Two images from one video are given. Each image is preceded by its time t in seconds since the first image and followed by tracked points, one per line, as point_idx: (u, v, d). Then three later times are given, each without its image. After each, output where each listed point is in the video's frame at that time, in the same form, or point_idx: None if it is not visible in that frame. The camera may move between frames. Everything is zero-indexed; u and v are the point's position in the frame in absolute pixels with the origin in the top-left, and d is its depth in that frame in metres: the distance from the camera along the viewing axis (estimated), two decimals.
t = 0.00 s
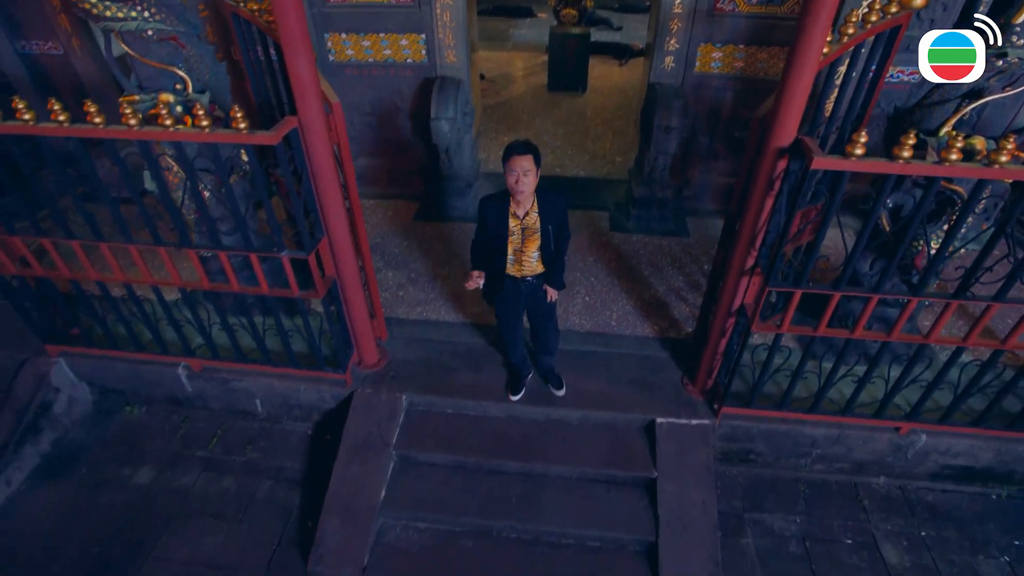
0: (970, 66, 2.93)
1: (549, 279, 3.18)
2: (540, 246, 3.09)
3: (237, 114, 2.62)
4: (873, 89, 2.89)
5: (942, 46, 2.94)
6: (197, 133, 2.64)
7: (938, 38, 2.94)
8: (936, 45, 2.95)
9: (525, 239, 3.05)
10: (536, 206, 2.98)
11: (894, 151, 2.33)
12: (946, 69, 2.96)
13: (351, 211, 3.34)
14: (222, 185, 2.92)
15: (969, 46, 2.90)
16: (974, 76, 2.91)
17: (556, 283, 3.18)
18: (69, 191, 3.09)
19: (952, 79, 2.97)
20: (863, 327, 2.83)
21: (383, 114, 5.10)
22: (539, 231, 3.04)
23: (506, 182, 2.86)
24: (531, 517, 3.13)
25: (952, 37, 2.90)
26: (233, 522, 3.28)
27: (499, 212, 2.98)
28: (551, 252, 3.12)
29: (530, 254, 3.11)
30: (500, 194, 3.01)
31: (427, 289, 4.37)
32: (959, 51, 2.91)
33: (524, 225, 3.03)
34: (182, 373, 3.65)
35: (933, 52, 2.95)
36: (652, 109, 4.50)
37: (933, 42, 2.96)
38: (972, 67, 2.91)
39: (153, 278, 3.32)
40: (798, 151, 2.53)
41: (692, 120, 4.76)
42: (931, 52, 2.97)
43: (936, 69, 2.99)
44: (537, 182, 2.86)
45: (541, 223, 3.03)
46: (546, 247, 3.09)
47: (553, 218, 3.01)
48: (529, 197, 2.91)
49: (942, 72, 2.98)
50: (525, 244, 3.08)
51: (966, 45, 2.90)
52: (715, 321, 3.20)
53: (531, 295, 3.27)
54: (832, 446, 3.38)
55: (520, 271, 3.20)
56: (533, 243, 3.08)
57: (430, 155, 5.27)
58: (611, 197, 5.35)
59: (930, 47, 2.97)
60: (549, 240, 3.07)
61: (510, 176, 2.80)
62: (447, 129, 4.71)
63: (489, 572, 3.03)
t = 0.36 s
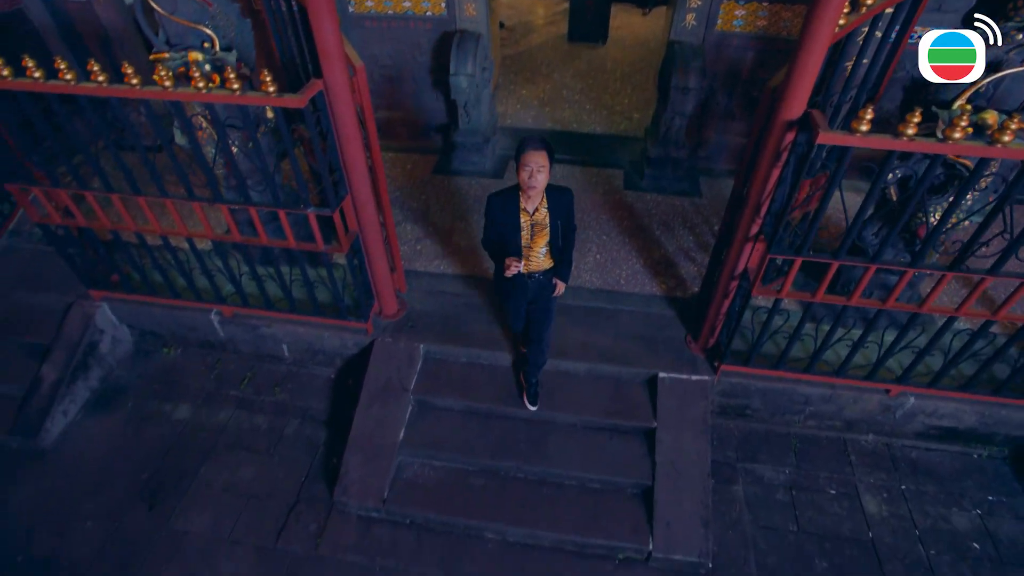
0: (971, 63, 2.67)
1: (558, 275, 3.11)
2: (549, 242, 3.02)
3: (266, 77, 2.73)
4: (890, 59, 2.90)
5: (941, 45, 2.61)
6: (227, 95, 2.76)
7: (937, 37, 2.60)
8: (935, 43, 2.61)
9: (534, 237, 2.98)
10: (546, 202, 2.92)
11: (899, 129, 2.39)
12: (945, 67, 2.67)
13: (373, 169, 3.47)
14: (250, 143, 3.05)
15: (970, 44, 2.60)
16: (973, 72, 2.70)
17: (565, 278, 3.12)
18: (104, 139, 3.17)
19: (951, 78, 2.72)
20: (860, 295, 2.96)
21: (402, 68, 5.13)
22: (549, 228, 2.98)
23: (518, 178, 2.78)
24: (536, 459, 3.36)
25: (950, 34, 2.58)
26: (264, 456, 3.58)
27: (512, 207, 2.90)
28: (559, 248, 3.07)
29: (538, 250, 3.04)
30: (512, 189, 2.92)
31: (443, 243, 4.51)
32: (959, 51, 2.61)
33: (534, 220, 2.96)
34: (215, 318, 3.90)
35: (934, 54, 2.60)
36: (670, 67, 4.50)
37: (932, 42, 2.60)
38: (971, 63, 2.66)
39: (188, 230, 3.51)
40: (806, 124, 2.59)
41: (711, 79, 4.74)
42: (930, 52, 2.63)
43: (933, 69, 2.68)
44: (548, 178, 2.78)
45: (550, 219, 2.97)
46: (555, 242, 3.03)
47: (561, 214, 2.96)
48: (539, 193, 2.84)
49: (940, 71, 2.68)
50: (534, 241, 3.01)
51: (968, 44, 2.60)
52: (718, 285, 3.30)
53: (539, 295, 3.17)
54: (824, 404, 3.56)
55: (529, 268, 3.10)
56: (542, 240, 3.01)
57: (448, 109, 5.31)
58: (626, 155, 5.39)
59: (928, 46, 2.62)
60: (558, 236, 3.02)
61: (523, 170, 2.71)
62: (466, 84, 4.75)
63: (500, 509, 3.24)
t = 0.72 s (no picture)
0: (970, 64, 2.47)
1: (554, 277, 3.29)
2: (547, 243, 3.19)
3: (289, 36, 2.81)
4: (905, 25, 2.90)
5: (943, 45, 2.41)
6: (251, 52, 2.85)
7: (938, 36, 2.40)
8: (936, 42, 2.42)
9: (532, 236, 3.15)
10: (546, 207, 3.03)
11: (901, 99, 2.46)
12: (947, 67, 2.46)
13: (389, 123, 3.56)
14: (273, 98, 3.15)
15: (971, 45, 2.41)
16: (973, 75, 2.48)
17: (560, 280, 3.29)
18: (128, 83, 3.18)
19: (951, 79, 2.51)
20: (855, 258, 3.07)
21: (418, 17, 5.11)
22: (547, 231, 3.12)
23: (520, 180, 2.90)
24: (541, 402, 3.60)
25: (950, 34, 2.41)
26: (288, 393, 3.86)
27: (510, 208, 3.10)
28: (557, 250, 3.22)
29: (537, 249, 3.23)
30: (512, 190, 3.09)
31: (456, 195, 4.62)
32: (960, 51, 2.41)
33: (532, 222, 3.11)
34: (239, 265, 4.09)
35: (933, 54, 2.42)
36: (688, 22, 4.46)
37: (932, 40, 2.41)
38: (972, 65, 2.46)
39: (213, 181, 3.66)
40: (811, 91, 2.64)
41: (728, 35, 4.70)
42: (929, 53, 2.44)
43: (934, 69, 2.47)
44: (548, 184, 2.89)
45: (549, 223, 3.11)
46: (553, 245, 3.19)
47: (562, 220, 3.07)
48: (539, 198, 2.96)
49: (942, 72, 2.47)
50: (533, 239, 3.19)
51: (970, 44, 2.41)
52: (720, 244, 3.41)
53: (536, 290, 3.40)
54: (816, 360, 3.72)
55: (528, 262, 3.32)
56: (540, 240, 3.18)
57: (463, 59, 5.31)
58: (640, 110, 5.39)
59: (927, 46, 2.43)
60: (556, 239, 3.16)
61: (524, 174, 2.84)
62: (481, 37, 4.78)
63: (505, 447, 3.51)
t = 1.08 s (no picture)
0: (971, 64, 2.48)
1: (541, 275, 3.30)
2: (539, 240, 3.16)
3: None
4: None
5: (943, 45, 2.44)
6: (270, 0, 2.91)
7: (938, 36, 2.42)
8: (936, 43, 2.44)
9: (526, 233, 3.13)
10: (543, 205, 3.00)
11: (906, 63, 2.50)
12: (947, 68, 2.48)
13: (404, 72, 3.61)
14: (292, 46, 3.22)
15: (970, 44, 2.44)
16: (974, 76, 2.48)
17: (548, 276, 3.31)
18: (149, 27, 3.24)
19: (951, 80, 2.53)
20: (852, 217, 3.17)
21: None
22: (540, 229, 3.09)
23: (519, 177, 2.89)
24: (545, 347, 3.80)
25: (948, 34, 2.44)
26: (307, 332, 4.08)
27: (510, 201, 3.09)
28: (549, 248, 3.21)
29: (529, 244, 3.21)
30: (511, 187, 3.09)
31: (468, 143, 4.69)
32: (960, 51, 2.45)
33: (528, 219, 3.09)
34: (259, 209, 4.24)
35: (932, 54, 2.45)
36: None
37: (932, 40, 2.43)
38: (974, 65, 2.47)
39: (233, 127, 3.77)
40: (818, 51, 2.68)
41: None
42: (929, 53, 2.47)
43: (935, 69, 2.49)
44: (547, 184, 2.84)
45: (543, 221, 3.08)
46: (545, 242, 3.17)
47: (555, 220, 3.04)
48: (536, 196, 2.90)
49: (943, 72, 2.49)
50: (526, 236, 3.17)
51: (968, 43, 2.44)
52: (722, 199, 3.51)
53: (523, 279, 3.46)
54: (811, 314, 3.87)
55: (520, 256, 3.31)
56: (533, 236, 3.15)
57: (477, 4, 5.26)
58: (654, 60, 5.36)
59: (927, 46, 2.45)
60: (548, 237, 3.14)
61: (522, 172, 2.79)
62: None
63: (510, 387, 3.74)
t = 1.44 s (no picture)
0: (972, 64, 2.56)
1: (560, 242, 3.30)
2: (558, 211, 3.21)
3: None
4: None
5: (942, 45, 2.53)
6: None
7: (938, 37, 2.51)
8: (936, 43, 2.53)
9: (545, 208, 3.17)
10: (560, 179, 3.04)
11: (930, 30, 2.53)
12: (947, 67, 2.58)
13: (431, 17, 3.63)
14: None
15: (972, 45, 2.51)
16: (974, 75, 2.58)
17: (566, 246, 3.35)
18: None
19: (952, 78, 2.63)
20: (864, 183, 3.23)
21: None
22: (559, 202, 3.15)
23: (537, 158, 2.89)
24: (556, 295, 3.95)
25: (950, 34, 2.51)
26: (330, 270, 4.27)
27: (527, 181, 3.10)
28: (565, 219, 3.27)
29: (548, 218, 3.25)
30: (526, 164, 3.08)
31: (491, 91, 4.72)
32: (960, 51, 2.52)
33: (547, 194, 3.11)
34: (286, 149, 4.37)
35: (931, 54, 2.55)
36: None
37: (932, 41, 2.53)
38: (973, 65, 2.56)
39: (262, 67, 3.86)
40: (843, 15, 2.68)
41: None
42: (929, 52, 2.57)
43: (935, 69, 2.60)
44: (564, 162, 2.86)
45: (561, 195, 3.12)
46: (563, 213, 3.22)
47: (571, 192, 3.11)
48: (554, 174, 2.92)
49: (942, 71, 2.60)
50: (545, 209, 3.20)
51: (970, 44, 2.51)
52: (739, 159, 3.56)
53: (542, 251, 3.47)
54: (818, 276, 3.97)
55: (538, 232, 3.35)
56: (552, 210, 3.20)
57: None
58: (683, 12, 5.26)
59: (927, 46, 2.55)
60: (566, 207, 3.20)
61: (540, 155, 2.79)
62: None
63: (522, 331, 3.92)
